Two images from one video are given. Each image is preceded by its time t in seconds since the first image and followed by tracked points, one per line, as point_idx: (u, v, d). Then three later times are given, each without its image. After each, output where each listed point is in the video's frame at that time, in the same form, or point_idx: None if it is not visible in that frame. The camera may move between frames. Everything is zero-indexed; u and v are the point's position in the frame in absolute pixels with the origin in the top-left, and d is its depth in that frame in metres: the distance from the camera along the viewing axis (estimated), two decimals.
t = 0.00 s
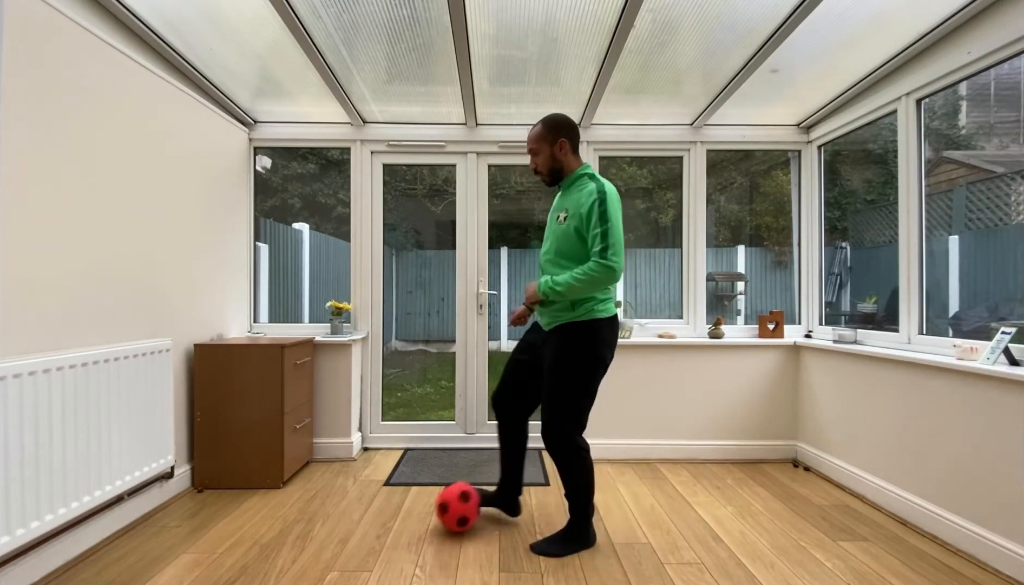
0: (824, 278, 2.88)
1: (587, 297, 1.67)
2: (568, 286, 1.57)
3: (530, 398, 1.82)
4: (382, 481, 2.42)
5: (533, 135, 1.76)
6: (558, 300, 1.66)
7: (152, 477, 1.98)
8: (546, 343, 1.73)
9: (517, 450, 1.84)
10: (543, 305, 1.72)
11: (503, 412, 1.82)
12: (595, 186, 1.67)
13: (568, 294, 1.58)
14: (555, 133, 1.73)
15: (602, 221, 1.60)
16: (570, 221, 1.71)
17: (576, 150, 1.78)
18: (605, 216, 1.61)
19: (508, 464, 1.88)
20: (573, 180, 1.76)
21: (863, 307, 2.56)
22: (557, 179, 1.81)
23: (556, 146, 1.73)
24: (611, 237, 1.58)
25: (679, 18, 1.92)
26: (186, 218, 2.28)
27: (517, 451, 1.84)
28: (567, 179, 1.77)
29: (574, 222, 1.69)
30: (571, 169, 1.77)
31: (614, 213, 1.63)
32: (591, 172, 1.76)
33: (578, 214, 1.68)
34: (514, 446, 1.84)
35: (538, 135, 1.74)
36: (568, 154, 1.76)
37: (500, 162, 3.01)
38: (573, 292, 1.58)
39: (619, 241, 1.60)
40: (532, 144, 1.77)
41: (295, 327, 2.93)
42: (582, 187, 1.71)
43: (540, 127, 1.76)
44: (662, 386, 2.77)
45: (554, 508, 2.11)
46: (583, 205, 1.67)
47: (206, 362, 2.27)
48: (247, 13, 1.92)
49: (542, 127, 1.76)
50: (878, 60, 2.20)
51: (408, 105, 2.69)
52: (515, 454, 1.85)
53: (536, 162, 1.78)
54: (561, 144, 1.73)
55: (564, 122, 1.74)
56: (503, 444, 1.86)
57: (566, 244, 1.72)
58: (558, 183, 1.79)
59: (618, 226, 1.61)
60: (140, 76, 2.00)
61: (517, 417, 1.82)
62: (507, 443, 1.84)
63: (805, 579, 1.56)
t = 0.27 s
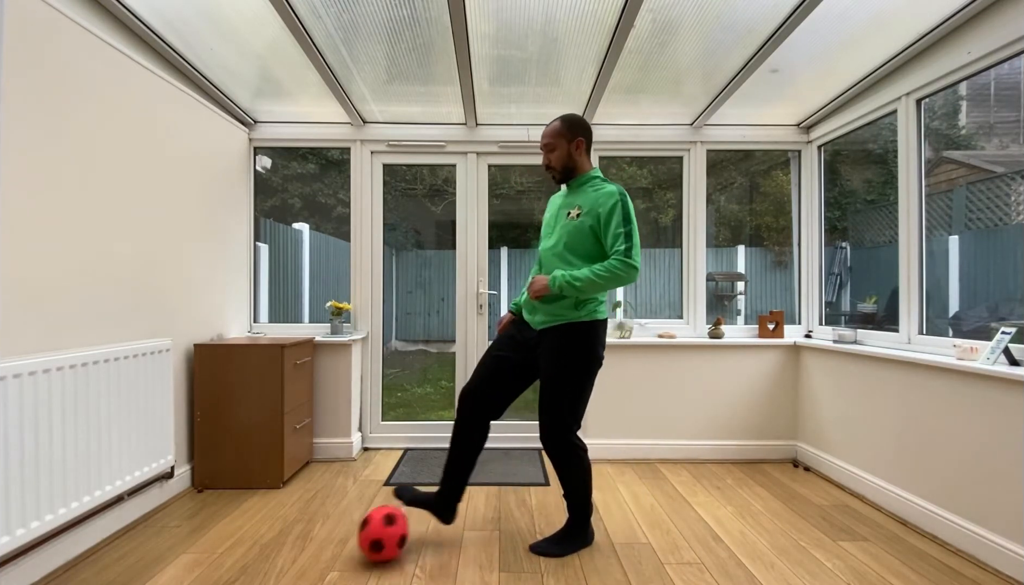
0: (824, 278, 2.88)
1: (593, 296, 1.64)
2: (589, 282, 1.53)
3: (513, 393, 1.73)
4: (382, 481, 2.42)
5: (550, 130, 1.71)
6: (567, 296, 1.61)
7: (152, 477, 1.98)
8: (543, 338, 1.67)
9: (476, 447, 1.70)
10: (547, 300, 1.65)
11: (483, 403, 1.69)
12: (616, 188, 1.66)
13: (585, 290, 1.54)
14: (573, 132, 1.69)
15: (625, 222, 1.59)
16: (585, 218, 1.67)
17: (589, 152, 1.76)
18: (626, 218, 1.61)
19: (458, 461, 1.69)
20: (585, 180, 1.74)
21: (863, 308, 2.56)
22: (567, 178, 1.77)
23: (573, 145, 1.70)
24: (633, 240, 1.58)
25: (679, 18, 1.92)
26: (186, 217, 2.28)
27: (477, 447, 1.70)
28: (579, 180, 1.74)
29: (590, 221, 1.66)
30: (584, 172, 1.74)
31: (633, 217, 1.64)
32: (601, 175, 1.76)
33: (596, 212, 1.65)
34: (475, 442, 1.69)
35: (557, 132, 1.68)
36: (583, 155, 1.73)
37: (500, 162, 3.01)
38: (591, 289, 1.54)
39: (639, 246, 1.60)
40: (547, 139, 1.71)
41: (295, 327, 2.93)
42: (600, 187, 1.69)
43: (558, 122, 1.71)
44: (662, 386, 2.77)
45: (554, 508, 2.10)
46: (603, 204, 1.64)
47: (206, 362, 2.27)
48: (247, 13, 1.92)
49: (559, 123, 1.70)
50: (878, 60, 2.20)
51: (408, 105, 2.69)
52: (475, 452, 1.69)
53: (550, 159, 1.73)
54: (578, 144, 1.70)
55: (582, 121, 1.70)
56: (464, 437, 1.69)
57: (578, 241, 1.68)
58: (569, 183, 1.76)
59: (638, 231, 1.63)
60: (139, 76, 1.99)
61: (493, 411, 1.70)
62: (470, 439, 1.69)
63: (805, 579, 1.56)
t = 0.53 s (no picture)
0: (824, 278, 2.88)
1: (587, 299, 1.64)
2: (590, 285, 1.53)
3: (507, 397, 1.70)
4: (382, 481, 2.42)
5: (557, 136, 1.70)
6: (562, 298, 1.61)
7: (152, 477, 1.98)
8: (535, 340, 1.65)
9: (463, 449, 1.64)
10: (542, 301, 1.64)
11: (477, 403, 1.65)
12: (617, 199, 1.67)
13: (585, 293, 1.54)
14: (580, 140, 1.69)
15: (626, 231, 1.61)
16: (584, 223, 1.67)
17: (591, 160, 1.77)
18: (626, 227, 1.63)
19: (442, 459, 1.63)
20: (586, 187, 1.74)
21: (863, 308, 2.56)
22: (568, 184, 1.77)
23: (578, 153, 1.70)
24: (632, 249, 1.61)
25: (679, 18, 1.92)
26: (186, 217, 2.28)
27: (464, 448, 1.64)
28: (580, 187, 1.75)
29: (591, 227, 1.66)
30: (585, 180, 1.75)
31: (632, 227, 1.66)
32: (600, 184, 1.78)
33: (596, 218, 1.65)
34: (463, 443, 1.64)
35: (564, 138, 1.68)
36: (586, 163, 1.74)
37: (500, 162, 3.01)
38: (591, 292, 1.54)
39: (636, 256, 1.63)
40: (553, 143, 1.70)
41: (295, 327, 2.93)
42: (601, 195, 1.70)
43: (565, 128, 1.71)
44: (662, 386, 2.77)
45: (554, 508, 2.09)
46: (604, 212, 1.65)
47: (206, 362, 2.27)
48: (247, 13, 1.92)
49: (566, 129, 1.70)
50: (878, 60, 2.20)
51: (408, 105, 2.69)
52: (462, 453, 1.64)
53: (555, 163, 1.72)
54: (583, 153, 1.71)
55: (588, 129, 1.71)
56: (453, 437, 1.64)
57: (575, 245, 1.67)
58: (570, 189, 1.76)
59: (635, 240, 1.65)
60: (139, 76, 1.99)
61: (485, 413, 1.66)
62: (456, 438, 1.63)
63: (805, 579, 1.56)
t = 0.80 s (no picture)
0: (824, 278, 2.88)
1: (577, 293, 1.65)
2: (579, 279, 1.54)
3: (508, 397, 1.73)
4: (382, 481, 2.42)
5: (551, 124, 1.68)
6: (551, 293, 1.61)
7: (152, 477, 1.98)
8: (529, 336, 1.65)
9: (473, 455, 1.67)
10: (532, 298, 1.63)
11: (481, 404, 1.68)
12: (602, 191, 1.67)
13: (574, 287, 1.54)
14: (572, 132, 1.69)
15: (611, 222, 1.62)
16: (571, 217, 1.67)
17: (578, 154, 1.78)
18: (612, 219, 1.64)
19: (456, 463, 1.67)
20: (571, 181, 1.73)
21: (863, 307, 2.56)
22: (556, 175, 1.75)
23: (571, 144, 1.70)
24: (619, 240, 1.62)
25: (679, 18, 1.92)
26: (186, 217, 2.28)
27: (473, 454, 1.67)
28: (569, 179, 1.74)
29: (577, 221, 1.66)
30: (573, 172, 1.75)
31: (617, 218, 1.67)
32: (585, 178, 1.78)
33: (582, 212, 1.65)
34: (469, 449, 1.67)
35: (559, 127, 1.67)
36: (575, 156, 1.74)
37: (500, 162, 3.01)
38: (580, 286, 1.55)
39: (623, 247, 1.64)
40: (547, 131, 1.68)
41: (295, 327, 2.93)
42: (586, 188, 1.70)
43: (557, 118, 1.70)
44: (662, 386, 2.77)
45: (554, 509, 2.09)
46: (589, 204, 1.65)
47: (206, 362, 2.27)
48: (247, 13, 1.92)
49: (559, 120, 1.69)
50: (878, 60, 2.20)
51: (408, 105, 2.69)
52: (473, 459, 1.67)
53: (547, 152, 1.70)
54: (574, 145, 1.71)
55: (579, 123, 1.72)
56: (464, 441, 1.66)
57: (563, 239, 1.67)
58: (558, 180, 1.74)
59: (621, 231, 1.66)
60: (139, 76, 1.99)
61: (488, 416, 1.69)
62: (461, 445, 1.66)
63: (805, 579, 1.56)
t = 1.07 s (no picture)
0: (824, 278, 2.88)
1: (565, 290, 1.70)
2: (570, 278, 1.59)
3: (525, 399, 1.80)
4: (382, 481, 2.42)
5: (530, 120, 1.67)
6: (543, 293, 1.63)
7: (152, 477, 1.98)
8: (524, 336, 1.68)
9: (509, 456, 1.79)
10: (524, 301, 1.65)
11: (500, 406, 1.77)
12: (577, 187, 1.71)
13: (566, 287, 1.60)
14: (547, 128, 1.72)
15: (589, 217, 1.67)
16: (550, 216, 1.69)
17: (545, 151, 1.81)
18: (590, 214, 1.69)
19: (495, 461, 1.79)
20: (546, 178, 1.75)
21: (863, 307, 2.56)
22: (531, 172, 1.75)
23: (546, 141, 1.72)
24: (598, 234, 1.68)
25: (679, 18, 1.92)
26: (186, 217, 2.28)
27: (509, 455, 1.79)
28: (544, 176, 1.76)
29: (557, 219, 1.69)
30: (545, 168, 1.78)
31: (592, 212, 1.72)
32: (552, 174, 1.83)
33: (561, 210, 1.68)
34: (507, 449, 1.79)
35: (537, 123, 1.67)
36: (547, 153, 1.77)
37: (500, 162, 3.01)
38: (570, 285, 1.60)
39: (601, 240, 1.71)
40: (526, 127, 1.67)
41: (295, 327, 2.93)
42: (560, 184, 1.72)
43: (532, 114, 1.69)
44: (662, 386, 2.77)
45: (555, 509, 2.10)
46: (567, 202, 1.68)
47: (206, 362, 2.27)
48: (247, 13, 1.92)
49: (534, 116, 1.70)
50: (878, 60, 2.20)
51: (408, 105, 2.69)
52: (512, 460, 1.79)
53: (526, 147, 1.69)
54: (548, 141, 1.74)
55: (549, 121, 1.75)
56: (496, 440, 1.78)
57: (545, 239, 1.69)
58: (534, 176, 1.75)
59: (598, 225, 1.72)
60: (139, 76, 1.99)
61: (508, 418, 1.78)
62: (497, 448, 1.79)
63: (805, 579, 1.56)
